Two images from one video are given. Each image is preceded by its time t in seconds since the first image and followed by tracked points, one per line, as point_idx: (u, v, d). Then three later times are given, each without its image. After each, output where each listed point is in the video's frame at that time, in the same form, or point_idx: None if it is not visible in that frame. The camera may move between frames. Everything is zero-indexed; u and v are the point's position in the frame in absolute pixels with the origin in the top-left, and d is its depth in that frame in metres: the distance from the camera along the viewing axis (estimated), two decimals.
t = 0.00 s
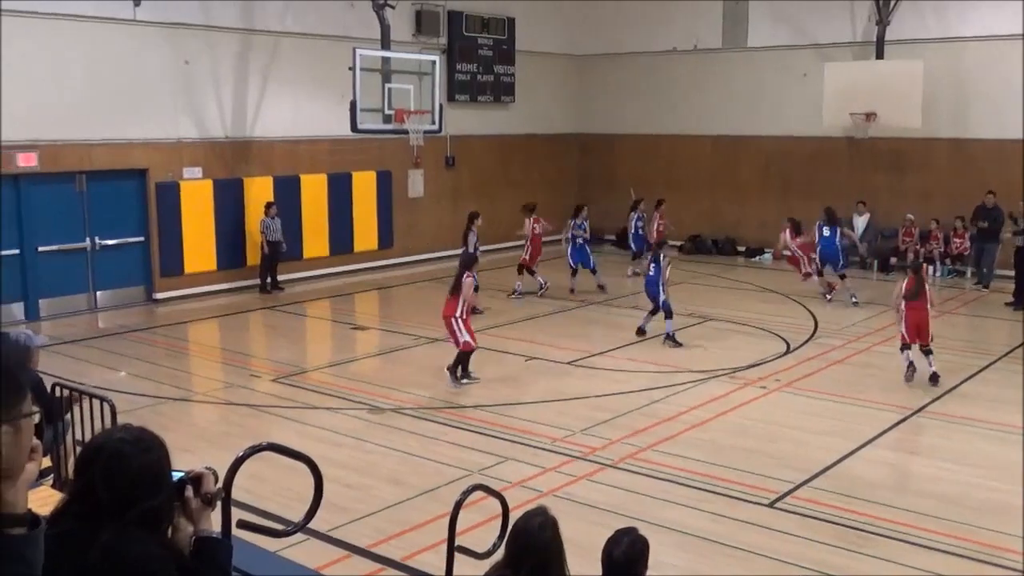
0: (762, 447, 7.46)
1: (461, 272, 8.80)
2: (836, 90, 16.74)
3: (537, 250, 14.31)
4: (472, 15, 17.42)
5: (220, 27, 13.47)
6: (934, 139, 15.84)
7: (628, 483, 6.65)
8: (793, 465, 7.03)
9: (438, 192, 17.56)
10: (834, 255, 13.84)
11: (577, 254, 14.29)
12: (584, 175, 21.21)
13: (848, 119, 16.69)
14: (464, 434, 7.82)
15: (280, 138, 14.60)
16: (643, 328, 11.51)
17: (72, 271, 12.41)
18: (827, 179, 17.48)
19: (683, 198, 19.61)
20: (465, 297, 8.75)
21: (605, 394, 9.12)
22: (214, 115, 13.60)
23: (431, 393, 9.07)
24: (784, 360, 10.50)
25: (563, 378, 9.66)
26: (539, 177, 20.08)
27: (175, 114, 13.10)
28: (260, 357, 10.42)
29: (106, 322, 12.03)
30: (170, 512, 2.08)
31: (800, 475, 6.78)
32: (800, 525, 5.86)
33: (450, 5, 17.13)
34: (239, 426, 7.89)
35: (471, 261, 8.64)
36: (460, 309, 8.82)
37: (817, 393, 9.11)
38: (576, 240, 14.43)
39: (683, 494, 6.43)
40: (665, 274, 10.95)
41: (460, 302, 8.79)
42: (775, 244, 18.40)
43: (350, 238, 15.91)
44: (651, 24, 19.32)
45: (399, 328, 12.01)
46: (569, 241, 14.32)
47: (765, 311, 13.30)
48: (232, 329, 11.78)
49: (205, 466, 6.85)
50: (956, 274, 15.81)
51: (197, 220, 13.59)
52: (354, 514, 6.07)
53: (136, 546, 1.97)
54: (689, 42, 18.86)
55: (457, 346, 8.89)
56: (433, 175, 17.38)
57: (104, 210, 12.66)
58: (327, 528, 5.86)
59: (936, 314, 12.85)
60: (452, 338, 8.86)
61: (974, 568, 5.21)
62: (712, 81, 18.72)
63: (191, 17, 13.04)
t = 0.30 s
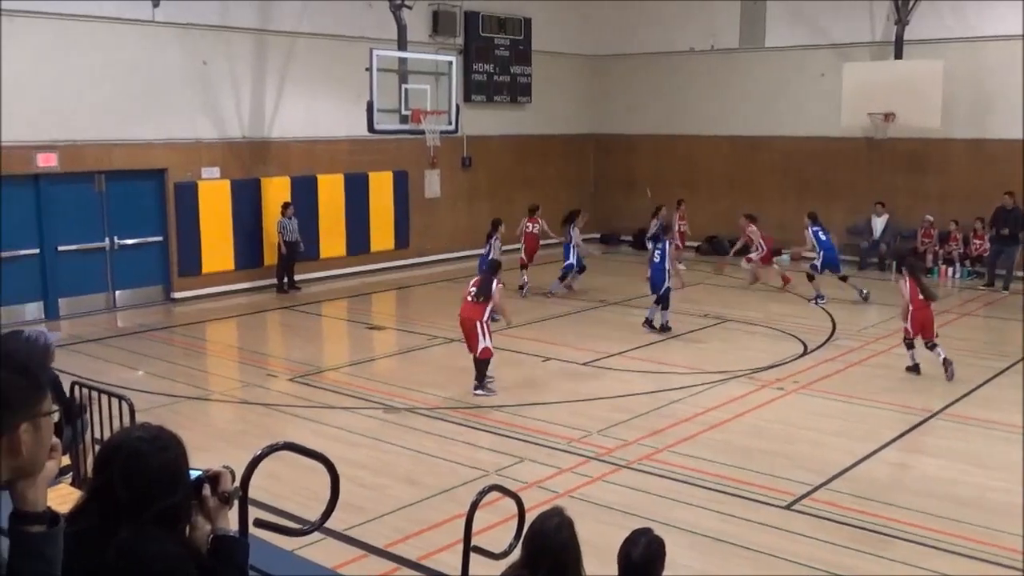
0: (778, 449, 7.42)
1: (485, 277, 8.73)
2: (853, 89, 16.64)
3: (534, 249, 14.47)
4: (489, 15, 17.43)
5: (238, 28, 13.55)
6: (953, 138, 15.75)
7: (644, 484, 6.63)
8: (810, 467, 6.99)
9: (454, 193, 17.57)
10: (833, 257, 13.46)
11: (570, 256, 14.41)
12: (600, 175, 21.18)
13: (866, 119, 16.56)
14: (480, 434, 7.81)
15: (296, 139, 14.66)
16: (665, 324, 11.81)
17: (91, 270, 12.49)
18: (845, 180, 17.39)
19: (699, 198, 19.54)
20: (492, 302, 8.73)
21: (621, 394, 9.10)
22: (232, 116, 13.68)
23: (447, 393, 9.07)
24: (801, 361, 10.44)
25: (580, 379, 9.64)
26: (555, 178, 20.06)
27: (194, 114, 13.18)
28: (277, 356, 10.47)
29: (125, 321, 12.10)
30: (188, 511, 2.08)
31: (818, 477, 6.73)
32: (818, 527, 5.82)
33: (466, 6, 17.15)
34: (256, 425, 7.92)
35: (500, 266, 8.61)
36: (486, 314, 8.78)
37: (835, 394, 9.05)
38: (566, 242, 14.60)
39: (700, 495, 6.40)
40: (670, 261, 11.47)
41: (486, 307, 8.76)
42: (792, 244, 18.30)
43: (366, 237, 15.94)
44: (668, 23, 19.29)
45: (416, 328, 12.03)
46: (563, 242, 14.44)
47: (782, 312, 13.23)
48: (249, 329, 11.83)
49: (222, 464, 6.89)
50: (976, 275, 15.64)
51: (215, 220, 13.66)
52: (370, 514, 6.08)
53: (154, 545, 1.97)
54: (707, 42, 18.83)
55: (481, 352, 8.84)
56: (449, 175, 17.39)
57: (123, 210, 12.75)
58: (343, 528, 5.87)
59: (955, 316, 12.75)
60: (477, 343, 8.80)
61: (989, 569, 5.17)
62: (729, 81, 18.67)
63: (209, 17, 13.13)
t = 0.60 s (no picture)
0: (783, 449, 7.41)
1: (488, 275, 8.60)
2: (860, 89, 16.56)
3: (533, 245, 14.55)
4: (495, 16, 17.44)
5: (245, 28, 13.59)
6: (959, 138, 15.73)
7: (649, 485, 6.62)
8: (815, 467, 6.97)
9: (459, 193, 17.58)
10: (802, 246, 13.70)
11: (571, 249, 14.49)
12: (606, 175, 21.16)
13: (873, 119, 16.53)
14: (485, 434, 7.81)
15: (302, 139, 14.68)
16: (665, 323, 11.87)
17: (97, 270, 12.54)
18: (851, 180, 17.36)
19: (705, 198, 19.50)
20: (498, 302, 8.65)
21: (626, 395, 9.09)
22: (238, 116, 13.70)
23: (452, 394, 9.07)
24: (807, 362, 10.42)
25: (585, 379, 9.64)
26: (560, 178, 20.05)
27: (200, 115, 13.20)
28: (283, 357, 10.48)
29: (131, 321, 12.13)
30: (193, 510, 2.09)
31: (825, 478, 6.71)
32: (824, 529, 5.80)
33: (473, 7, 17.18)
34: (261, 426, 7.93)
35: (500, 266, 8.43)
36: (492, 313, 8.74)
37: (841, 395, 9.03)
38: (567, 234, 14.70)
39: (705, 496, 6.39)
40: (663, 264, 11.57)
41: (493, 306, 8.69)
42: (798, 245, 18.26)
43: (372, 238, 15.95)
44: (674, 24, 19.26)
45: (421, 329, 12.03)
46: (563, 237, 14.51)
47: (787, 313, 13.21)
48: (255, 329, 11.86)
49: (227, 464, 6.90)
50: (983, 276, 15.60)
51: (221, 220, 13.69)
52: (375, 514, 6.08)
53: (161, 544, 1.98)
54: (713, 42, 18.78)
55: (489, 349, 8.88)
56: (454, 176, 17.31)
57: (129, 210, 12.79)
58: (348, 527, 5.88)
59: (961, 317, 12.72)
60: (485, 342, 8.83)
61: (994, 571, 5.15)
62: (736, 81, 18.63)
63: (217, 18, 13.17)
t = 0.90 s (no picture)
0: (782, 451, 7.40)
1: (479, 275, 8.74)
2: (862, 89, 16.38)
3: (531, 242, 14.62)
4: (493, 17, 17.45)
5: (241, 30, 13.56)
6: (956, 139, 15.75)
7: (647, 486, 6.62)
8: (814, 469, 6.97)
9: (457, 195, 17.57)
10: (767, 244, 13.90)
11: (572, 249, 14.50)
12: (604, 176, 21.16)
13: (871, 121, 16.47)
14: (482, 436, 7.81)
15: (300, 141, 14.65)
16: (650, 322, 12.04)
17: (95, 271, 12.52)
18: (850, 181, 17.36)
19: (703, 199, 19.51)
20: (492, 299, 8.73)
21: (625, 396, 9.09)
22: (236, 118, 13.68)
23: (449, 395, 9.07)
24: (804, 364, 10.42)
25: (582, 381, 9.64)
26: (558, 179, 20.05)
27: (198, 116, 13.20)
28: (281, 358, 10.48)
29: (128, 322, 12.12)
30: (191, 512, 2.09)
31: (823, 480, 6.71)
32: (821, 529, 5.80)
33: (470, 9, 17.17)
34: (259, 428, 7.92)
35: (491, 260, 8.62)
36: (488, 312, 8.78)
37: (838, 397, 9.03)
38: (568, 234, 14.71)
39: (703, 497, 6.39)
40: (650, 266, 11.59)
41: (486, 306, 8.75)
42: (795, 246, 18.29)
43: (370, 239, 15.96)
44: (672, 25, 19.27)
45: (419, 330, 12.04)
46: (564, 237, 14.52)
47: (785, 314, 13.22)
48: (253, 331, 11.84)
49: (226, 466, 6.89)
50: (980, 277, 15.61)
51: (219, 221, 13.67)
52: (373, 516, 6.08)
53: (161, 546, 1.98)
54: (711, 44, 18.80)
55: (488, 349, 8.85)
56: (452, 177, 17.37)
57: (127, 212, 12.77)
58: (347, 529, 5.87)
59: (958, 319, 12.72)
60: (483, 343, 8.80)
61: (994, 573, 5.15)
62: (734, 82, 18.64)
63: (214, 19, 13.15)
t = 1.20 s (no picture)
0: (782, 450, 7.40)
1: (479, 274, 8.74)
2: (861, 90, 16.43)
3: (536, 241, 14.62)
4: (493, 17, 17.45)
5: (241, 29, 13.55)
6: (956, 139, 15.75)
7: (647, 486, 6.62)
8: (814, 469, 6.96)
9: (455, 195, 17.55)
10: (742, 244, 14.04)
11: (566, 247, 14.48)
12: (603, 176, 21.16)
13: (870, 121, 16.46)
14: (482, 436, 7.81)
15: (300, 141, 14.65)
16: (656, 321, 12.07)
17: (95, 271, 12.52)
18: (850, 180, 17.36)
19: (703, 199, 19.51)
20: (490, 299, 8.71)
21: (624, 396, 9.09)
22: (235, 118, 13.68)
23: (449, 395, 9.07)
24: (804, 364, 10.41)
25: (582, 381, 9.64)
26: (558, 179, 20.04)
27: (198, 116, 13.20)
28: (280, 358, 10.48)
29: (128, 322, 12.11)
30: (191, 512, 2.09)
31: (822, 480, 6.71)
32: (822, 529, 5.80)
33: (470, 9, 17.17)
34: (259, 427, 7.92)
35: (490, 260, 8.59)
36: (487, 313, 8.78)
37: (837, 397, 9.03)
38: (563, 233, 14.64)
39: (703, 497, 6.39)
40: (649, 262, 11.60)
41: (484, 306, 8.72)
42: (795, 246, 18.29)
43: (370, 239, 15.96)
44: (672, 25, 19.26)
45: (419, 330, 12.03)
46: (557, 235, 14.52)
47: (784, 314, 13.22)
48: (253, 330, 11.84)
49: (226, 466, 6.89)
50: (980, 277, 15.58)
51: (219, 221, 13.67)
52: (373, 516, 6.08)
53: (161, 546, 1.99)
54: (711, 44, 18.80)
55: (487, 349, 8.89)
56: (452, 177, 17.37)
57: (126, 212, 12.77)
58: (347, 529, 5.87)
59: (958, 319, 12.72)
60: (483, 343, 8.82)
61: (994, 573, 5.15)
62: (734, 82, 18.63)
63: (214, 19, 13.15)
